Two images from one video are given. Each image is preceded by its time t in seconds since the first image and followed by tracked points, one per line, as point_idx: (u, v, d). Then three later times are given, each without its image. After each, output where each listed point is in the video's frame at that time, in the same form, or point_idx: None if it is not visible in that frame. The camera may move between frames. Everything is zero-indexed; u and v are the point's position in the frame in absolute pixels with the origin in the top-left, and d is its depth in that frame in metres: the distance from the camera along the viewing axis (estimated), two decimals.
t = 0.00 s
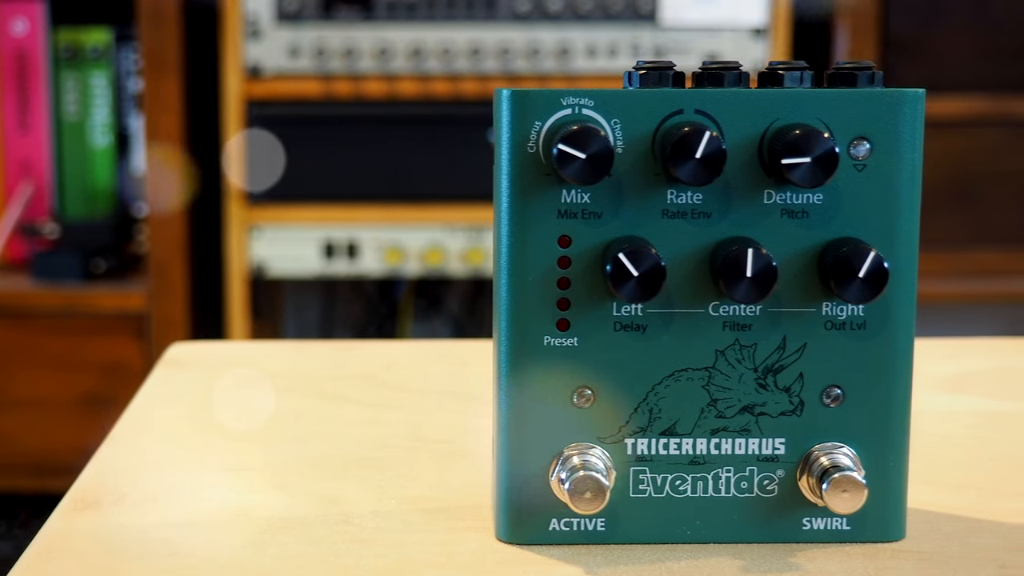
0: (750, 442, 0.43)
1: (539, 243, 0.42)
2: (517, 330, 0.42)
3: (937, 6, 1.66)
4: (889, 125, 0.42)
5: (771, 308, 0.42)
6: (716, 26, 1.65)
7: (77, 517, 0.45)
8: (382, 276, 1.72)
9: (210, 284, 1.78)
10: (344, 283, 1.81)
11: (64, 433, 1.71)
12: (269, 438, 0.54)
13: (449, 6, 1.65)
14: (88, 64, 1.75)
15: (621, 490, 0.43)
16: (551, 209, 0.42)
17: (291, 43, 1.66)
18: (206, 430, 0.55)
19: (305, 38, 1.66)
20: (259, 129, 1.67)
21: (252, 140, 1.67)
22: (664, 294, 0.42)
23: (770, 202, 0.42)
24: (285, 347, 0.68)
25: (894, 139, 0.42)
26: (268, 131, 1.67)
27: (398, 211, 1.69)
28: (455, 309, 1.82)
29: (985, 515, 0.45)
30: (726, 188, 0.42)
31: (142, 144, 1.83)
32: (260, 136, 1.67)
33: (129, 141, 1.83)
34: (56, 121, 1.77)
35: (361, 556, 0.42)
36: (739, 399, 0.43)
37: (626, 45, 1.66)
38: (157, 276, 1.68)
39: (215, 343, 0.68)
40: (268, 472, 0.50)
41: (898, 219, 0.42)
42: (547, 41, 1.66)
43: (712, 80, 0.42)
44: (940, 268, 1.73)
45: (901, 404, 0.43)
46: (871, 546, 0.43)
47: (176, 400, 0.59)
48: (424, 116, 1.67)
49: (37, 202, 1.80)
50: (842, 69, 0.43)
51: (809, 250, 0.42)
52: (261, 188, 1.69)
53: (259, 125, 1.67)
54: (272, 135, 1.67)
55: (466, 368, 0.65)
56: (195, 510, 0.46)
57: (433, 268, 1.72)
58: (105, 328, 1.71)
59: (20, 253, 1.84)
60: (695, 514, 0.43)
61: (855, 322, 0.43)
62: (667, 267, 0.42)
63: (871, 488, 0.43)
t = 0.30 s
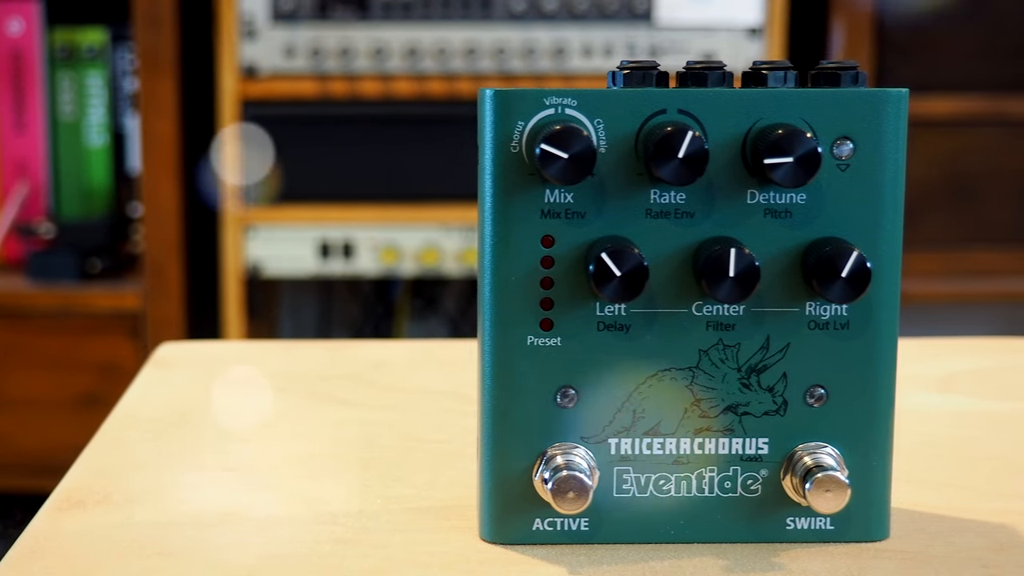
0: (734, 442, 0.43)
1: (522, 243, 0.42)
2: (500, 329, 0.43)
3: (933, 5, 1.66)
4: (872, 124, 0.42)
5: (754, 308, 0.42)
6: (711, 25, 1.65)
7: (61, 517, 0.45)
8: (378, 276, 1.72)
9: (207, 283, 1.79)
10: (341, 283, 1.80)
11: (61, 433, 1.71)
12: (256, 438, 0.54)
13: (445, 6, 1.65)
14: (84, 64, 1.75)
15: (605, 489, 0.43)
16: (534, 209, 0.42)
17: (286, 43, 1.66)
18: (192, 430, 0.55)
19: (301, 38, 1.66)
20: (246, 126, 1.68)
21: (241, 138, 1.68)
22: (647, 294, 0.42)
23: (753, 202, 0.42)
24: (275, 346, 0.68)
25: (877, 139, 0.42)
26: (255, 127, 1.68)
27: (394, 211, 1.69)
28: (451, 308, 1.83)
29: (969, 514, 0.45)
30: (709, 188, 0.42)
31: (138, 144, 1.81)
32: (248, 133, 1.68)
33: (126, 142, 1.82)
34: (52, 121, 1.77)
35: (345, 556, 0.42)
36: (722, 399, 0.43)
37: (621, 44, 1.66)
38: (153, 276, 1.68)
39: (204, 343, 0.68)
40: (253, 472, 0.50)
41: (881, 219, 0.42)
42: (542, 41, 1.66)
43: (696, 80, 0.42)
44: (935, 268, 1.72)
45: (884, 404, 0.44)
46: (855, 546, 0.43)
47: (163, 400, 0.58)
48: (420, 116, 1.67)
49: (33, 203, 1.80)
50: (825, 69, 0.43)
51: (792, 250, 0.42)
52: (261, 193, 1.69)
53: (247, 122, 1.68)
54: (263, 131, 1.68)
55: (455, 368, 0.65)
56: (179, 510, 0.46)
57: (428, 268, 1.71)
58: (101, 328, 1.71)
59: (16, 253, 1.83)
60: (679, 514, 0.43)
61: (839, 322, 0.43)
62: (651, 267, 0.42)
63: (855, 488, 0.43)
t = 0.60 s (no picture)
0: (717, 442, 0.43)
1: (505, 242, 0.42)
2: (483, 329, 0.43)
3: (928, 5, 1.66)
4: (855, 124, 0.42)
5: (737, 308, 0.43)
6: (707, 25, 1.65)
7: (45, 517, 0.45)
8: (373, 276, 1.72)
9: (203, 285, 1.79)
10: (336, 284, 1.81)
11: (56, 433, 1.71)
12: (242, 437, 0.54)
13: (440, 6, 1.65)
14: (80, 64, 1.75)
15: (588, 489, 0.43)
16: (517, 209, 0.42)
17: (281, 43, 1.66)
18: (179, 429, 0.55)
19: (296, 37, 1.65)
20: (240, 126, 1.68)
21: (245, 140, 1.68)
22: (630, 294, 0.42)
23: (736, 202, 0.42)
24: (265, 346, 0.68)
25: (860, 139, 0.42)
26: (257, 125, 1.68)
27: (389, 211, 1.70)
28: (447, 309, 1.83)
29: (953, 515, 0.45)
30: (692, 189, 0.42)
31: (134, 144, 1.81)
32: (253, 133, 1.68)
33: (121, 142, 1.82)
34: (48, 121, 1.77)
35: (327, 556, 0.42)
36: (705, 399, 0.43)
37: (616, 44, 1.66)
38: (149, 277, 1.68)
39: (192, 343, 0.68)
40: (239, 472, 0.50)
41: (863, 219, 0.42)
42: (537, 41, 1.66)
43: (679, 80, 0.42)
44: (931, 268, 1.72)
45: (867, 404, 0.44)
46: (838, 545, 0.43)
47: (151, 400, 0.58)
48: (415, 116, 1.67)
49: (29, 202, 1.81)
50: (809, 69, 0.43)
51: (775, 250, 0.42)
52: (305, 192, 1.71)
53: (241, 122, 1.68)
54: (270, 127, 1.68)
55: (443, 369, 0.65)
56: (163, 511, 0.46)
57: (424, 268, 1.71)
58: (97, 328, 1.71)
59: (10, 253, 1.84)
60: (662, 514, 0.43)
61: (822, 322, 0.43)
62: (633, 267, 0.42)
63: (838, 488, 0.43)
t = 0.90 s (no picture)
0: (700, 442, 0.43)
1: (488, 243, 0.42)
2: (466, 330, 0.43)
3: (923, 5, 1.66)
4: (838, 125, 0.42)
5: (720, 308, 0.43)
6: (702, 25, 1.65)
7: (29, 518, 0.45)
8: (369, 276, 1.72)
9: (199, 284, 1.79)
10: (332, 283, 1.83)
11: (51, 434, 1.71)
12: (229, 438, 0.54)
13: (436, 6, 1.65)
14: (76, 64, 1.75)
15: (571, 490, 0.43)
16: (500, 209, 0.42)
17: (277, 43, 1.66)
18: (165, 430, 0.54)
19: (291, 38, 1.66)
20: (259, 127, 1.68)
21: (271, 137, 1.68)
22: (613, 295, 0.42)
23: (718, 202, 0.42)
24: (254, 346, 0.68)
25: (843, 139, 0.42)
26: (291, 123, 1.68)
27: (384, 211, 1.69)
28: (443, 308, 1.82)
29: (936, 515, 0.45)
30: (674, 189, 0.42)
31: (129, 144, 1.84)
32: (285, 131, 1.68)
33: (116, 142, 1.84)
34: (43, 122, 1.76)
35: (311, 557, 0.42)
36: (688, 400, 0.43)
37: (612, 45, 1.66)
38: (144, 277, 1.68)
39: (181, 343, 0.68)
40: (224, 473, 0.50)
41: (846, 219, 0.43)
42: (533, 41, 1.66)
43: (662, 81, 0.42)
44: (926, 268, 1.72)
45: (851, 404, 0.43)
46: (821, 546, 0.43)
47: (139, 400, 0.58)
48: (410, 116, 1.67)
49: (24, 203, 1.81)
50: (792, 69, 0.42)
51: (758, 250, 0.42)
52: (338, 192, 1.70)
53: (258, 122, 1.68)
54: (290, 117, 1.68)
55: (432, 368, 0.65)
56: (149, 511, 0.46)
57: (419, 269, 1.71)
58: (92, 329, 1.71)
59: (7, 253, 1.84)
60: (646, 514, 0.43)
61: (805, 322, 0.43)
62: (616, 268, 0.42)
63: (821, 488, 0.44)
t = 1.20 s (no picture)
0: (684, 442, 0.43)
1: (472, 243, 0.42)
2: (450, 329, 0.42)
3: (919, 5, 1.66)
4: (822, 126, 0.42)
5: (704, 308, 0.43)
6: (698, 26, 1.65)
7: (14, 519, 0.45)
8: (364, 277, 1.72)
9: (194, 285, 1.79)
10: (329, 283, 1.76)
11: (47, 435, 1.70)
12: (217, 438, 0.54)
13: (431, 6, 1.65)
14: (71, 64, 1.75)
15: (556, 490, 0.43)
16: (483, 209, 0.42)
17: (272, 43, 1.66)
18: (152, 431, 0.54)
19: (287, 38, 1.66)
20: (299, 130, 1.69)
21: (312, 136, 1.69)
22: (597, 295, 0.42)
23: (702, 202, 0.42)
24: (245, 346, 0.68)
25: (826, 139, 0.42)
26: (332, 118, 1.68)
27: (380, 211, 1.69)
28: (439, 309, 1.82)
29: (921, 515, 0.45)
30: (658, 189, 0.42)
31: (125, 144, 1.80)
32: (326, 126, 1.69)
33: (113, 142, 1.80)
34: (39, 122, 1.77)
35: (295, 557, 0.42)
36: (672, 400, 0.43)
37: (608, 45, 1.66)
38: (140, 278, 1.68)
39: (172, 343, 0.68)
40: (210, 473, 0.50)
41: (830, 219, 0.43)
42: (528, 41, 1.66)
43: (647, 81, 0.42)
44: (922, 268, 1.73)
45: (834, 405, 0.43)
46: (805, 546, 0.43)
47: (127, 400, 0.58)
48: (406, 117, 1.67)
49: (20, 203, 1.81)
50: (777, 70, 0.42)
51: (741, 250, 0.42)
52: (350, 193, 1.70)
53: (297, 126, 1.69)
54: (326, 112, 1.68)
55: (422, 368, 0.65)
56: (134, 511, 0.46)
57: (415, 269, 1.71)
58: (88, 329, 1.71)
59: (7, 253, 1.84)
60: (630, 515, 0.43)
61: (788, 323, 0.43)
62: (600, 268, 0.42)
63: (805, 488, 0.44)
